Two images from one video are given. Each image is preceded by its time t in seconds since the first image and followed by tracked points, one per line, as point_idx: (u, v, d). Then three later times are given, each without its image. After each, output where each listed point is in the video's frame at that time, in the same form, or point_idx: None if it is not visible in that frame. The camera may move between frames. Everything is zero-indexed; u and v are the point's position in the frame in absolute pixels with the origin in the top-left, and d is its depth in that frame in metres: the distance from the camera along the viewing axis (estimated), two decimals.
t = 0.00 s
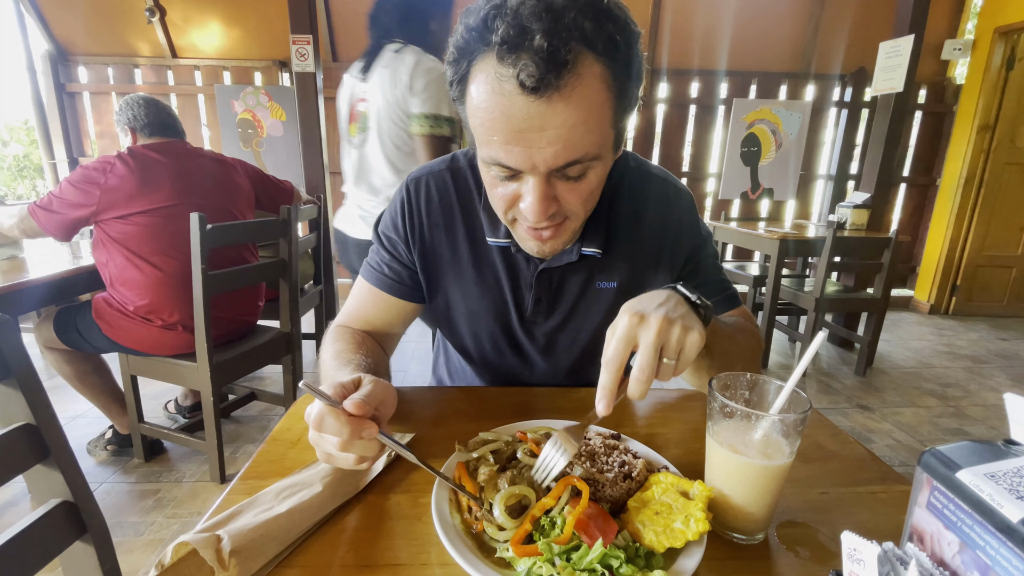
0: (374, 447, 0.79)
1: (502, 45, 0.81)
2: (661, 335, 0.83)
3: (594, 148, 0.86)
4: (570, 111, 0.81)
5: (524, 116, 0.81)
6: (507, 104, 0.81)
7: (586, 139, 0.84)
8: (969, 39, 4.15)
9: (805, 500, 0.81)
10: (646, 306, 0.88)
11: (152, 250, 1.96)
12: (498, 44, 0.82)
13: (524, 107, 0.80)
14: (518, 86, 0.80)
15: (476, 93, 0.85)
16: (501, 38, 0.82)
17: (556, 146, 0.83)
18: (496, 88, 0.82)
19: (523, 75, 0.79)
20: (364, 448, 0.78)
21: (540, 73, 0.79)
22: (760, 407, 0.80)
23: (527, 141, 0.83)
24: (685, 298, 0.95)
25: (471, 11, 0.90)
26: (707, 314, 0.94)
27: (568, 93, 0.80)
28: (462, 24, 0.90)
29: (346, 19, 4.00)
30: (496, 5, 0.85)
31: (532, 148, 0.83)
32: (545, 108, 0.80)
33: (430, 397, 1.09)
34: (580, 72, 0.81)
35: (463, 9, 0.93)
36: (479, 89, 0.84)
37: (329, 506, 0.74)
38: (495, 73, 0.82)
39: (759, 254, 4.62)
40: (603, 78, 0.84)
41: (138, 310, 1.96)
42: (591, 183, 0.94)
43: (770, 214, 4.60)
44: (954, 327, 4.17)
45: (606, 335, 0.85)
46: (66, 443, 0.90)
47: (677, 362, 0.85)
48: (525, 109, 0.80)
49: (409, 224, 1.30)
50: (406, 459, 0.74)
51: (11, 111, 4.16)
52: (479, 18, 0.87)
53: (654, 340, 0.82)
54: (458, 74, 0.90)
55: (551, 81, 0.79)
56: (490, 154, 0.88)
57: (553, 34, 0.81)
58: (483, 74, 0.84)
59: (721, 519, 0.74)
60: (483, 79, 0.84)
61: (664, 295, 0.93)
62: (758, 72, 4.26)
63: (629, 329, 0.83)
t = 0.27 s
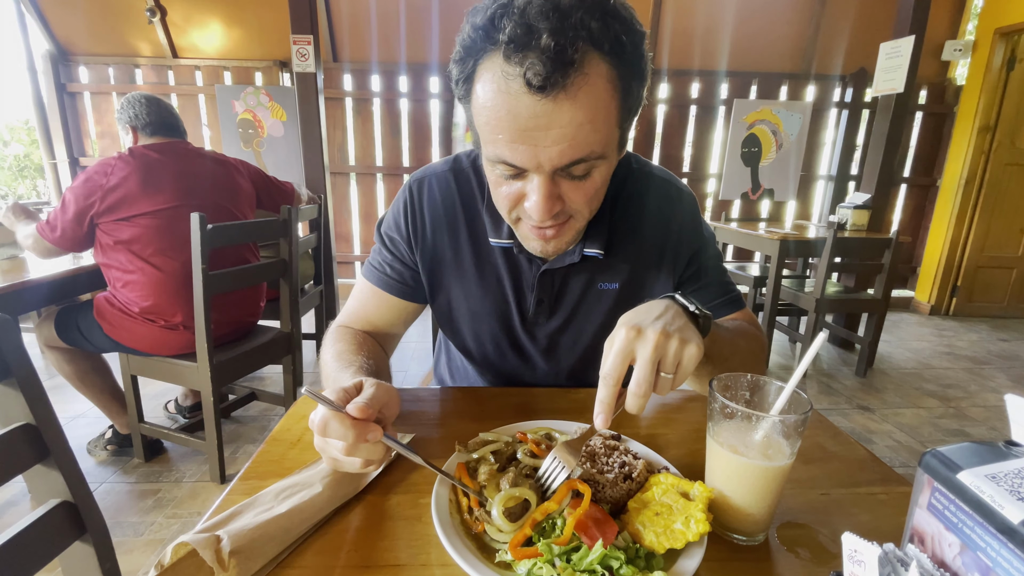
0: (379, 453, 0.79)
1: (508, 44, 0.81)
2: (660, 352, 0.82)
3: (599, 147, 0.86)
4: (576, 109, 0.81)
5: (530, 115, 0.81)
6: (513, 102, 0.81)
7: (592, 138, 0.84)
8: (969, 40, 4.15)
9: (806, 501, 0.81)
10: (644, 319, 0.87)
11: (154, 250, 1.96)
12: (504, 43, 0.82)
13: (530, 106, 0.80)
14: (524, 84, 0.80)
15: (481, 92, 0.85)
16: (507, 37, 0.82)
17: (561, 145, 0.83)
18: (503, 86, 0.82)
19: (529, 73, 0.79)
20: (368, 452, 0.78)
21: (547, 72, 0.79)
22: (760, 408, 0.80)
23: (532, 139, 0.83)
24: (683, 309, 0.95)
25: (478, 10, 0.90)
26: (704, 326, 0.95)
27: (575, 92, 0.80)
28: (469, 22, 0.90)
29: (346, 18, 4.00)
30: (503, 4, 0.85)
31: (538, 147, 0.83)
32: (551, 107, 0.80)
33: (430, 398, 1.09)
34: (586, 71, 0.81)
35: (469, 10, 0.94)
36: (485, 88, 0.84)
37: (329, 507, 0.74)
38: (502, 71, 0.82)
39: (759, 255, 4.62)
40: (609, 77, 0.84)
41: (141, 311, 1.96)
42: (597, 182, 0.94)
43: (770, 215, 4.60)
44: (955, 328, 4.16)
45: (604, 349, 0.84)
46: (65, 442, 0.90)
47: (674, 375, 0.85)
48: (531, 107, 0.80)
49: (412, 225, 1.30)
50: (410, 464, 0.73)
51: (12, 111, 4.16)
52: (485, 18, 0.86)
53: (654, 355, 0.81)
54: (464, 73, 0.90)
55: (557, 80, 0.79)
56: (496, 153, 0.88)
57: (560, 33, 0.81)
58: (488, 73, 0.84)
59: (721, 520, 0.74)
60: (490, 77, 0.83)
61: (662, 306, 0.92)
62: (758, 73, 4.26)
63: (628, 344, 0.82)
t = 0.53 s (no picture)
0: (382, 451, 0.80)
1: (508, 48, 0.81)
2: (658, 357, 0.82)
3: (599, 150, 0.86)
4: (576, 113, 0.81)
5: (530, 119, 0.81)
6: (513, 105, 0.81)
7: (592, 142, 0.84)
8: (969, 41, 4.15)
9: (806, 502, 0.81)
10: (642, 324, 0.87)
11: (151, 251, 1.96)
12: (505, 46, 0.82)
13: (530, 110, 0.80)
14: (523, 88, 0.80)
15: (481, 95, 0.85)
16: (507, 40, 0.82)
17: (561, 149, 0.83)
18: (503, 90, 0.81)
19: (529, 77, 0.79)
20: (373, 452, 0.78)
21: (547, 75, 0.78)
22: (760, 409, 0.80)
23: (532, 143, 0.83)
24: (682, 314, 0.94)
25: (478, 12, 0.89)
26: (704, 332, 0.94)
27: (575, 96, 0.80)
28: (469, 25, 0.90)
29: (346, 18, 4.00)
30: (503, 7, 0.85)
31: (537, 150, 0.83)
32: (550, 111, 0.80)
33: (430, 398, 1.09)
34: (586, 75, 0.81)
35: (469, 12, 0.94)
36: (485, 92, 0.84)
37: (328, 507, 0.74)
38: (501, 75, 0.82)
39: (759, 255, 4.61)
40: (609, 81, 0.84)
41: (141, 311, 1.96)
42: (597, 186, 0.94)
43: (770, 216, 4.60)
44: (955, 329, 4.16)
45: (601, 354, 0.84)
46: (65, 442, 0.90)
47: (671, 381, 0.85)
48: (531, 111, 0.80)
49: (412, 226, 1.30)
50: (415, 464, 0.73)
51: (13, 111, 4.17)
52: (485, 20, 0.86)
53: (652, 361, 0.81)
54: (465, 76, 0.89)
55: (558, 83, 0.79)
56: (496, 156, 0.88)
57: (560, 37, 0.81)
58: (488, 75, 0.84)
59: (721, 521, 0.74)
60: (490, 81, 0.83)
61: (661, 311, 0.92)
62: (758, 73, 4.26)
63: (625, 349, 0.81)
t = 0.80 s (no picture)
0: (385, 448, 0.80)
1: (505, 43, 0.82)
2: (661, 350, 0.82)
3: (597, 147, 0.86)
4: (573, 108, 0.81)
5: (527, 114, 0.81)
6: (510, 100, 0.81)
7: (589, 139, 0.84)
8: (969, 42, 4.15)
9: (807, 503, 0.81)
10: (645, 319, 0.87)
11: (143, 252, 1.96)
12: (502, 41, 0.82)
13: (527, 105, 0.80)
14: (521, 83, 0.80)
15: (478, 91, 0.85)
16: (504, 35, 0.82)
17: (558, 145, 0.83)
18: (500, 85, 0.82)
19: (526, 72, 0.79)
20: (375, 448, 0.78)
21: (543, 70, 0.79)
22: (760, 409, 0.80)
23: (529, 138, 0.83)
24: (685, 311, 0.94)
25: (476, 11, 0.90)
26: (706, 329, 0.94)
27: (572, 91, 0.80)
28: (467, 23, 0.91)
29: (347, 18, 4.00)
30: (501, 5, 0.86)
31: (534, 146, 0.83)
32: (547, 106, 0.80)
33: (430, 399, 1.09)
34: (582, 70, 0.81)
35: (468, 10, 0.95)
36: (484, 86, 0.84)
37: (327, 508, 0.74)
38: (498, 70, 0.82)
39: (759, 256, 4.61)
40: (606, 77, 0.84)
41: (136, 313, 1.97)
42: (595, 183, 0.94)
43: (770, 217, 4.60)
44: (956, 330, 4.16)
45: (604, 347, 0.84)
46: (64, 442, 0.90)
47: (674, 377, 0.85)
48: (527, 106, 0.80)
49: (412, 226, 1.30)
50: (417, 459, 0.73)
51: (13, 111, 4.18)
52: (483, 17, 0.87)
53: (655, 354, 0.81)
54: (463, 72, 0.90)
55: (554, 79, 0.79)
56: (493, 152, 0.88)
57: (556, 32, 0.81)
58: (485, 71, 0.84)
59: (721, 522, 0.74)
60: (487, 76, 0.83)
61: (664, 308, 0.92)
62: (758, 74, 4.27)
63: (628, 342, 0.82)
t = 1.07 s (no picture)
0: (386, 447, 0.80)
1: (508, 38, 0.82)
2: (661, 365, 0.82)
3: (599, 143, 0.86)
4: (575, 104, 0.81)
5: (529, 109, 0.81)
6: (512, 96, 0.81)
7: (592, 134, 0.84)
8: (969, 44, 4.15)
9: (807, 505, 0.81)
10: (647, 331, 0.87)
11: (142, 253, 1.96)
12: (504, 37, 0.83)
13: (529, 100, 0.80)
14: (523, 78, 0.80)
15: (481, 87, 0.86)
16: (507, 31, 0.83)
17: (560, 140, 0.83)
18: (502, 80, 0.82)
19: (529, 67, 0.79)
20: (376, 445, 0.79)
21: (546, 64, 0.79)
22: (759, 411, 0.80)
23: (532, 134, 0.83)
24: (687, 321, 0.94)
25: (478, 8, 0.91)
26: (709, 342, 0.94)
27: (575, 86, 0.80)
28: (470, 21, 0.91)
29: (347, 19, 4.01)
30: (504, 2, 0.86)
31: (536, 141, 0.83)
32: (549, 101, 0.80)
33: (430, 399, 1.09)
34: (585, 66, 0.82)
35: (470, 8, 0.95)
36: (486, 82, 0.84)
37: (327, 508, 0.74)
38: (501, 65, 0.82)
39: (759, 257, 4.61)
40: (608, 73, 0.84)
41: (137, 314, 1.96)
42: (597, 179, 0.94)
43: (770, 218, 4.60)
44: (955, 331, 4.16)
45: (606, 359, 0.84)
46: (64, 443, 0.90)
47: (676, 390, 0.85)
48: (530, 101, 0.80)
49: (412, 227, 1.30)
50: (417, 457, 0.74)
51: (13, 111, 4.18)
52: (486, 14, 0.87)
53: (655, 370, 0.81)
54: (465, 69, 0.90)
55: (557, 74, 0.79)
56: (495, 148, 0.88)
57: (559, 28, 0.82)
58: (488, 67, 0.84)
59: (721, 523, 0.74)
60: (491, 71, 0.83)
61: (666, 319, 0.92)
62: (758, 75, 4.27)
63: (628, 356, 0.82)
